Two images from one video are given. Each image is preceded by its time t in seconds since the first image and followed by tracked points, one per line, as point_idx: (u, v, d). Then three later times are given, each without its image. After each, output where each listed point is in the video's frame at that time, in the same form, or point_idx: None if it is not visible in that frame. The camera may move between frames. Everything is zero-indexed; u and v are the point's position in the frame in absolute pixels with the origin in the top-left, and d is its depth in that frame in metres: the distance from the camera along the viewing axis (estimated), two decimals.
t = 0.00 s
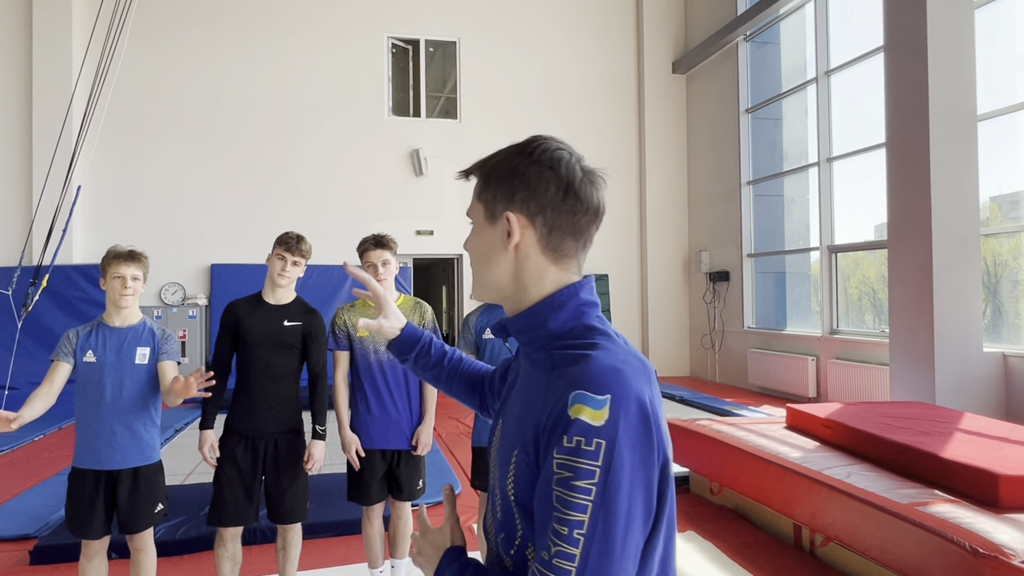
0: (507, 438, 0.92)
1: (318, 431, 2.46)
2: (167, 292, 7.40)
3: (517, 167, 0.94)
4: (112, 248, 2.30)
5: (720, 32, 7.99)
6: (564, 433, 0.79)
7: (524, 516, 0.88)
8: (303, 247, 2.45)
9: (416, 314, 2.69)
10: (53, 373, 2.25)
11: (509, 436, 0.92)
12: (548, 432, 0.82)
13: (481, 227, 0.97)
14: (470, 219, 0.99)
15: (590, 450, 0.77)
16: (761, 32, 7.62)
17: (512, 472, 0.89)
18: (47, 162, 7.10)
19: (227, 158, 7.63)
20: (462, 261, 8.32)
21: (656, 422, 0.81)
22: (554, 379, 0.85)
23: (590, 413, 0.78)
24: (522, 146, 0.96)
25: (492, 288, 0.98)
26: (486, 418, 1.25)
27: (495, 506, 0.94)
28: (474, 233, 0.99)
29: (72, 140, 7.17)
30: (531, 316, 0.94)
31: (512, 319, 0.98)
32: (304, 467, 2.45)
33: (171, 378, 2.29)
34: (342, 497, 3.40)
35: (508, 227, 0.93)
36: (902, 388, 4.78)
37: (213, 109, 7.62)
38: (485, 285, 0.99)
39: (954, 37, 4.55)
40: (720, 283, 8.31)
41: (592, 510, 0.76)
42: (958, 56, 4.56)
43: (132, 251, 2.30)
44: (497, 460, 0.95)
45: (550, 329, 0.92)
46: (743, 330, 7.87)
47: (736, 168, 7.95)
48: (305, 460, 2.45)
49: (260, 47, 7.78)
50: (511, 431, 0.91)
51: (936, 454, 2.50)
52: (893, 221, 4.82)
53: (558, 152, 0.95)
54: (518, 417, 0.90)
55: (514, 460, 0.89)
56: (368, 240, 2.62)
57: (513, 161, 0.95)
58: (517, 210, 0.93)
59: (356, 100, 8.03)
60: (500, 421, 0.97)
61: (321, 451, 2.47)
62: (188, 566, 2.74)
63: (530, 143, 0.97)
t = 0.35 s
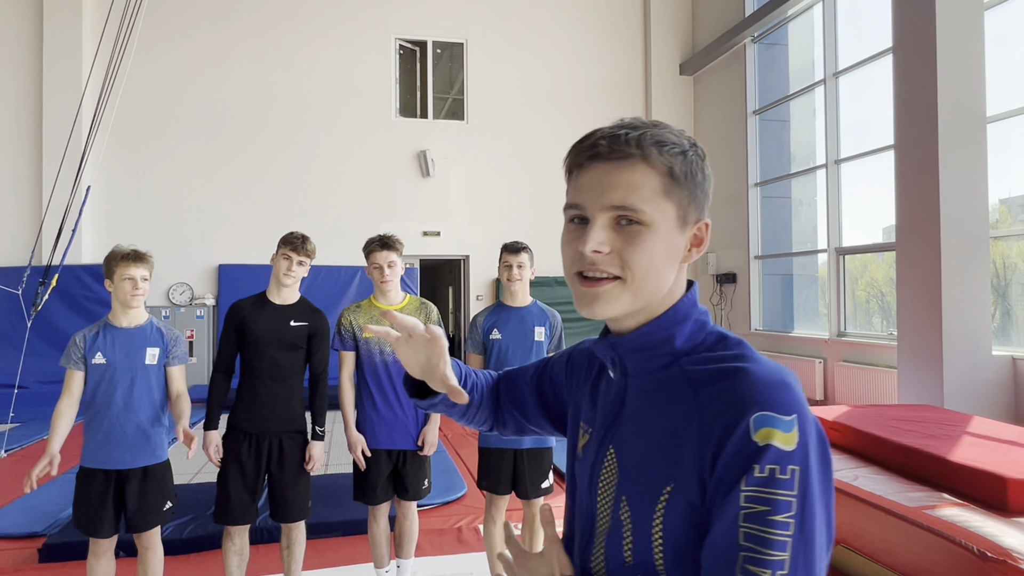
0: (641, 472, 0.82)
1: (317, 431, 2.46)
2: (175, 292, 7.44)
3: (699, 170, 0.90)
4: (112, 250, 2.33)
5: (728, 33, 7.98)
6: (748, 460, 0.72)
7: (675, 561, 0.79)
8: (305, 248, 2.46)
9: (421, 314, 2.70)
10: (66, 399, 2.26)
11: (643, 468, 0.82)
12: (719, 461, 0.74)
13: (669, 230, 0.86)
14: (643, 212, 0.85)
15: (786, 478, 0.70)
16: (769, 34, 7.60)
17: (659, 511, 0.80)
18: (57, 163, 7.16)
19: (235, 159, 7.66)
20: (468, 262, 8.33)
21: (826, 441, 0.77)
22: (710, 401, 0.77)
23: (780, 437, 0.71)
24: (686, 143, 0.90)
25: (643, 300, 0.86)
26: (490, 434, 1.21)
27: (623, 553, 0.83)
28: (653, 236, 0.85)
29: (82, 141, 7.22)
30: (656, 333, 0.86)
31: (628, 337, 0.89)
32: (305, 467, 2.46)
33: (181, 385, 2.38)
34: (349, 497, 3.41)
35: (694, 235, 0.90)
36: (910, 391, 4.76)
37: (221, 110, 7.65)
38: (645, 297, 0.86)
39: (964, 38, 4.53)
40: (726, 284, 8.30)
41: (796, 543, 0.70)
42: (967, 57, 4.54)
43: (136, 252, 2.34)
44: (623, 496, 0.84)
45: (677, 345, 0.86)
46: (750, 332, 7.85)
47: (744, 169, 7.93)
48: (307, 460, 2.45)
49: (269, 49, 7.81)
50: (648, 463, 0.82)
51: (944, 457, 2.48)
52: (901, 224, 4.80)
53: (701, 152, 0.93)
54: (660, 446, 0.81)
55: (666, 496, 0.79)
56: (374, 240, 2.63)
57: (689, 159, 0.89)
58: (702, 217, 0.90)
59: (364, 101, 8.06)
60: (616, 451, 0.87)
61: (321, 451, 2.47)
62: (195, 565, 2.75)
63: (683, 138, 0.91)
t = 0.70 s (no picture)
0: (693, 471, 0.78)
1: (323, 427, 2.51)
2: (184, 292, 7.48)
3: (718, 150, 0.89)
4: (118, 255, 2.33)
5: (736, 33, 7.96)
6: (819, 444, 0.68)
7: (741, 556, 0.75)
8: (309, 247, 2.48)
9: (427, 313, 2.70)
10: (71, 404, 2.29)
11: (694, 464, 0.78)
12: (786, 449, 0.70)
13: (706, 216, 0.84)
14: (684, 203, 0.82)
15: (858, 458, 0.67)
16: (778, 33, 7.57)
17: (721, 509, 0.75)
18: (68, 163, 7.20)
19: (244, 159, 7.70)
20: (475, 262, 8.34)
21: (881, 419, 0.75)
22: (764, 389, 0.74)
23: (848, 417, 0.68)
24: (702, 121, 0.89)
25: (686, 293, 0.84)
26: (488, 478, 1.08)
27: (683, 559, 0.78)
28: (694, 225, 0.83)
29: (92, 141, 7.26)
30: (691, 324, 0.84)
31: (662, 330, 0.85)
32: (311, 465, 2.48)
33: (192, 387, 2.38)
34: (356, 496, 3.42)
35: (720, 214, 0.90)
36: (920, 392, 4.73)
37: (230, 111, 7.69)
38: (689, 290, 0.84)
39: (974, 37, 4.51)
40: (734, 285, 8.28)
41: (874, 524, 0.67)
42: (977, 56, 4.51)
43: (142, 255, 2.35)
44: (674, 495, 0.80)
45: (713, 333, 0.84)
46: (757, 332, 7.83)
47: (752, 170, 7.90)
48: (312, 457, 2.48)
49: (277, 49, 7.84)
50: (698, 458, 0.78)
51: (953, 458, 2.47)
52: (910, 225, 4.78)
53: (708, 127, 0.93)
54: (712, 440, 0.77)
55: (727, 491, 0.75)
56: (381, 240, 2.62)
57: (709, 139, 0.88)
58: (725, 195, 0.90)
59: (372, 102, 8.08)
60: (658, 450, 0.83)
61: (326, 447, 2.51)
62: (204, 562, 2.77)
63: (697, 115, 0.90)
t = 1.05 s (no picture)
0: (666, 465, 0.79)
1: (334, 425, 2.53)
2: (196, 292, 7.53)
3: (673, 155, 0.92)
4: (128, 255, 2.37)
5: (748, 33, 7.93)
6: (776, 427, 0.70)
7: (715, 545, 0.75)
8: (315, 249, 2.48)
9: (437, 314, 2.71)
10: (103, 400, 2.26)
11: (666, 458, 0.79)
12: (748, 434, 0.72)
13: (664, 218, 0.87)
14: (645, 204, 0.85)
15: (816, 438, 0.68)
16: (789, 33, 7.53)
17: (693, 498, 0.76)
18: (82, 164, 7.26)
19: (255, 160, 7.74)
20: (486, 262, 8.35)
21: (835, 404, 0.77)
22: (726, 379, 0.76)
23: (805, 398, 0.69)
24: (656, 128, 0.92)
25: (649, 293, 0.86)
26: (504, 518, 1.04)
27: (659, 553, 0.79)
28: (654, 224, 0.85)
29: (106, 142, 7.33)
30: (655, 323, 0.85)
31: (628, 332, 0.87)
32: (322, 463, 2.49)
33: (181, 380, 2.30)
34: (367, 496, 3.43)
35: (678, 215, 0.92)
36: (934, 395, 4.69)
37: (242, 112, 7.74)
38: (653, 290, 0.86)
39: (989, 36, 4.47)
40: (746, 286, 8.23)
41: (836, 500, 0.68)
42: (993, 55, 4.46)
43: (150, 256, 2.38)
44: (651, 490, 0.81)
45: (677, 331, 0.85)
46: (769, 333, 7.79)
47: (764, 170, 7.86)
48: (325, 454, 2.49)
49: (289, 51, 7.88)
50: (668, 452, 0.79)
51: (968, 460, 2.45)
52: (924, 225, 4.74)
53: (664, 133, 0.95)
54: (679, 433, 0.78)
55: (697, 480, 0.76)
56: (392, 241, 2.63)
57: (664, 144, 0.90)
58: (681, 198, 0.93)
59: (383, 103, 8.11)
60: (631, 448, 0.84)
61: (338, 445, 2.53)
62: (216, 561, 2.78)
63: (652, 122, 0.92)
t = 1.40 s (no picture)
0: (653, 453, 0.79)
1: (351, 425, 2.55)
2: (214, 292, 7.60)
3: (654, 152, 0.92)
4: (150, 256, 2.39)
5: (765, 31, 7.87)
6: (759, 414, 0.69)
7: (704, 530, 0.75)
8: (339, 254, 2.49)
9: (456, 314, 2.71)
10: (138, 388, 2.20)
11: (653, 448, 0.79)
12: (732, 420, 0.72)
13: (645, 213, 0.87)
14: (623, 200, 0.85)
15: (798, 423, 0.68)
16: (807, 31, 7.47)
17: (681, 484, 0.76)
18: (102, 166, 7.35)
19: (272, 160, 7.79)
20: (501, 262, 8.35)
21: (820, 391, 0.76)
22: (711, 367, 0.75)
23: (786, 385, 0.69)
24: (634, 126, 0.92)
25: (630, 287, 0.85)
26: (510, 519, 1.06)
27: (652, 539, 0.79)
28: (633, 220, 0.85)
29: (126, 144, 7.41)
30: (641, 316, 0.85)
31: (615, 325, 0.87)
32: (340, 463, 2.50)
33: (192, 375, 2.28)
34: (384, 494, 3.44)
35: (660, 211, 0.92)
36: (956, 396, 4.64)
37: (259, 113, 7.79)
38: (634, 283, 0.86)
39: (1011, 33, 4.41)
40: (764, 286, 8.18)
41: (818, 485, 0.67)
42: (1016, 52, 4.40)
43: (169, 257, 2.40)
44: (641, 477, 0.80)
45: (663, 323, 0.85)
46: (787, 334, 7.73)
47: (782, 169, 7.81)
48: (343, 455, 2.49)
49: (305, 52, 7.93)
50: (655, 441, 0.79)
51: (991, 462, 2.42)
52: (946, 225, 4.68)
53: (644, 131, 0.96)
54: (666, 422, 0.78)
55: (684, 467, 0.75)
56: (411, 241, 2.64)
57: (644, 142, 0.90)
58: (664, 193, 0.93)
59: (398, 103, 8.13)
60: (622, 438, 0.83)
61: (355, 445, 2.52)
62: (237, 558, 2.81)
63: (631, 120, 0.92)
